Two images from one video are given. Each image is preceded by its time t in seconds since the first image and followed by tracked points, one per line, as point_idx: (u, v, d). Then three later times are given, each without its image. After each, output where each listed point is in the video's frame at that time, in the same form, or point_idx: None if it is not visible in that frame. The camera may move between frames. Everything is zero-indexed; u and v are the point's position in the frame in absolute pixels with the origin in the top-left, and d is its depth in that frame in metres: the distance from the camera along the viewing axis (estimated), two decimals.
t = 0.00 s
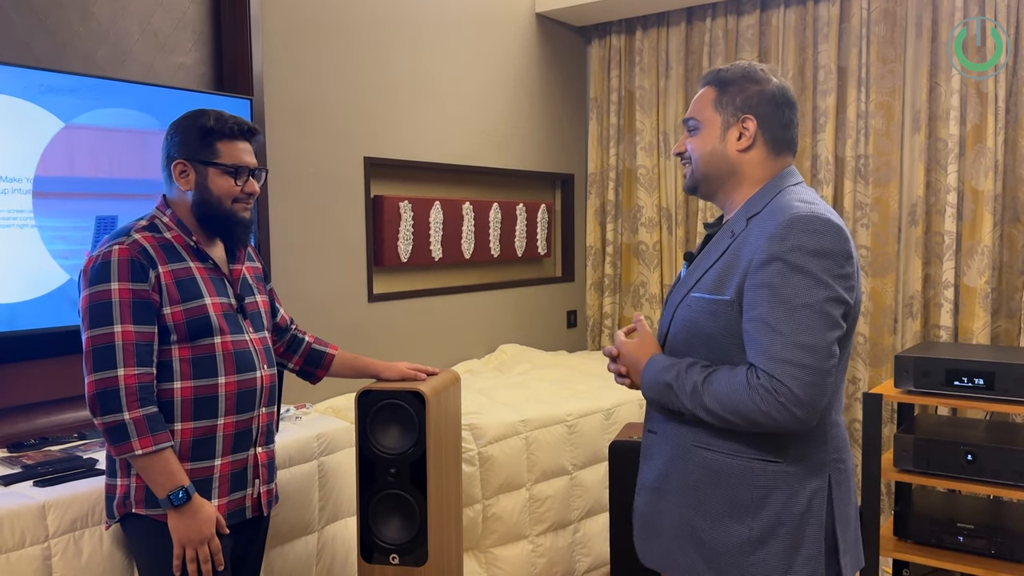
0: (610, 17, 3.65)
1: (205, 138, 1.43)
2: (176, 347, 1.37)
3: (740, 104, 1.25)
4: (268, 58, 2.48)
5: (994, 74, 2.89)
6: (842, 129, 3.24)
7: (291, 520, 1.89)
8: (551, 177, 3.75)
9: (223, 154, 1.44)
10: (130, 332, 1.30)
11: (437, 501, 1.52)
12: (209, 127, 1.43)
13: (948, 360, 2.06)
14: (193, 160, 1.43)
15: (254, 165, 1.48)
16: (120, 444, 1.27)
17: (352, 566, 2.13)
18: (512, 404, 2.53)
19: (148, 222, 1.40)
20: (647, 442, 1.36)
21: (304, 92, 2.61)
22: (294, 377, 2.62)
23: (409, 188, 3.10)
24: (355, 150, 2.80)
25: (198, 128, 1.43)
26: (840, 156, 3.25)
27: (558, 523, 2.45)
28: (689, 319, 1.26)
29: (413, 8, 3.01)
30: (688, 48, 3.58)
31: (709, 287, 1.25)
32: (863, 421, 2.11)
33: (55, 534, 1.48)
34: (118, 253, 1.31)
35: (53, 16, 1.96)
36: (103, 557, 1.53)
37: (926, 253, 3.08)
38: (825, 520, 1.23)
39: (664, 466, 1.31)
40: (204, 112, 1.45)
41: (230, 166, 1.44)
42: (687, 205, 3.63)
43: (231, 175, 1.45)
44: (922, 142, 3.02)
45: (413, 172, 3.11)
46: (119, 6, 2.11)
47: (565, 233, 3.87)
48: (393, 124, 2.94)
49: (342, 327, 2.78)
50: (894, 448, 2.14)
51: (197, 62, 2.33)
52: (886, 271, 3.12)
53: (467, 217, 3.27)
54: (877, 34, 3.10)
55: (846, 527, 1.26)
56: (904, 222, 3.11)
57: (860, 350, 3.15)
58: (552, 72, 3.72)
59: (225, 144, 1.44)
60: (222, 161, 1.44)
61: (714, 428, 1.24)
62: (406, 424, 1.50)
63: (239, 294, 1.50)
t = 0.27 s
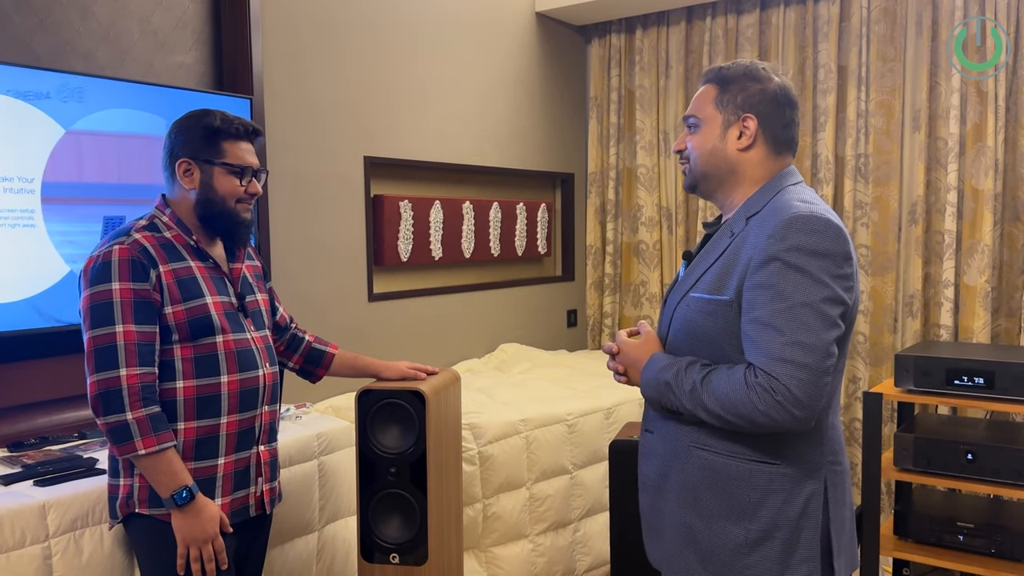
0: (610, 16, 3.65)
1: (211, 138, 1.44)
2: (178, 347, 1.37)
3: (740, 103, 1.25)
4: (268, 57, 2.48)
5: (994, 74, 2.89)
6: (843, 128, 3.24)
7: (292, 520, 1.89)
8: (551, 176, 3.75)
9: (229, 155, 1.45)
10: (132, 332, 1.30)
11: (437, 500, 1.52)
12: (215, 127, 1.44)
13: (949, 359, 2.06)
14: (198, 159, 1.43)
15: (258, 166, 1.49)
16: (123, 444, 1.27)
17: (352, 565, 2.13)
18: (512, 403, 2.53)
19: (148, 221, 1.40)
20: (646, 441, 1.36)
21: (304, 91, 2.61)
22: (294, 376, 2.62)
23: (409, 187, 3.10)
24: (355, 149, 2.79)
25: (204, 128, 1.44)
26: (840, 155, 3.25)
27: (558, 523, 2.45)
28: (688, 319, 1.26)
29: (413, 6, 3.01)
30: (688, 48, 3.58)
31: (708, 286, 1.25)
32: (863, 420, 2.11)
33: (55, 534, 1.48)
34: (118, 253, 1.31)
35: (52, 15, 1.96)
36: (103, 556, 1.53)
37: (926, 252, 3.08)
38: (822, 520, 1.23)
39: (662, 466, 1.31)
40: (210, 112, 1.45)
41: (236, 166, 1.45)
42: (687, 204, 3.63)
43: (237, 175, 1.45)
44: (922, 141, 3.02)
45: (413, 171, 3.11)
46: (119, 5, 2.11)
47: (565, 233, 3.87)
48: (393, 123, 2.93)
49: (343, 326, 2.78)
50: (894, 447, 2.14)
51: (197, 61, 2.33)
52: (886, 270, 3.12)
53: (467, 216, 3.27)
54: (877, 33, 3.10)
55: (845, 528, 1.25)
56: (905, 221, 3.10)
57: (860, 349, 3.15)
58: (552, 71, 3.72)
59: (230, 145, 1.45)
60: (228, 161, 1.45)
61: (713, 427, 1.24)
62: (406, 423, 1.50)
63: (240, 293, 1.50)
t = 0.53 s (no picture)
0: (611, 16, 3.65)
1: (215, 138, 1.44)
2: (182, 346, 1.37)
3: (744, 102, 1.25)
4: (269, 57, 2.49)
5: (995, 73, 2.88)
6: (844, 127, 3.24)
7: (293, 518, 1.89)
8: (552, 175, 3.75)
9: (233, 155, 1.45)
10: (136, 331, 1.30)
11: (439, 499, 1.52)
12: (220, 127, 1.44)
13: (950, 358, 2.06)
14: (203, 159, 1.43)
15: (262, 166, 1.49)
16: (128, 443, 1.28)
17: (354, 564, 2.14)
18: (514, 403, 2.53)
19: (151, 221, 1.40)
20: (644, 441, 1.37)
21: (305, 90, 2.61)
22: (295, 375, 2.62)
23: (410, 187, 3.10)
24: (355, 149, 2.79)
25: (208, 128, 1.44)
26: (841, 154, 3.25)
27: (559, 522, 2.45)
28: (684, 318, 1.27)
29: (413, 5, 3.01)
30: (689, 47, 3.58)
31: (703, 286, 1.25)
32: (864, 419, 2.11)
33: (57, 533, 1.49)
34: (122, 252, 1.32)
35: (54, 15, 1.96)
36: (105, 555, 1.53)
37: (927, 251, 3.08)
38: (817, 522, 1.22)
39: (659, 466, 1.31)
40: (215, 113, 1.45)
41: (240, 167, 1.45)
42: (688, 203, 3.63)
43: (240, 175, 1.46)
44: (923, 140, 3.02)
45: (414, 171, 3.11)
46: (120, 5, 2.11)
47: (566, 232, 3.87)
48: (394, 123, 2.94)
49: (344, 326, 2.78)
50: (895, 446, 2.14)
51: (198, 61, 2.33)
52: (887, 269, 3.12)
53: (468, 216, 3.27)
54: (878, 32, 3.10)
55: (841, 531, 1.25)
56: (906, 220, 3.10)
57: (861, 349, 3.15)
58: (553, 70, 3.72)
59: (234, 146, 1.45)
60: (232, 161, 1.45)
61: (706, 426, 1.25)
62: (407, 423, 1.50)
63: (243, 292, 1.50)
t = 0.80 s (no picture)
0: (612, 14, 3.65)
1: (218, 137, 1.44)
2: (187, 344, 1.38)
3: (745, 103, 1.25)
4: (270, 56, 2.48)
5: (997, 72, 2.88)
6: (846, 126, 3.24)
7: (296, 517, 1.90)
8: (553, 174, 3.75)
9: (235, 154, 1.45)
10: (141, 330, 1.30)
11: (441, 498, 1.52)
12: (223, 126, 1.45)
13: (952, 356, 2.05)
14: (206, 158, 1.44)
15: (264, 165, 1.50)
16: (132, 441, 1.28)
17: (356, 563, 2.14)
18: (516, 402, 2.53)
19: (155, 220, 1.41)
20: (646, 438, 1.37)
21: (307, 89, 2.61)
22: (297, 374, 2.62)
23: (412, 186, 3.10)
24: (357, 148, 2.79)
25: (211, 127, 1.44)
26: (843, 153, 3.25)
27: (561, 520, 2.45)
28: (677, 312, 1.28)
29: (415, 4, 3.00)
30: (691, 46, 3.58)
31: (696, 280, 1.26)
32: (866, 418, 2.11)
33: (60, 532, 1.49)
34: (126, 251, 1.32)
35: (56, 14, 1.96)
36: (107, 553, 1.54)
37: (928, 250, 3.08)
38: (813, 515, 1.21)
39: (660, 462, 1.31)
40: (217, 112, 1.46)
41: (243, 166, 1.45)
42: (690, 202, 3.63)
43: (243, 174, 1.46)
44: (925, 139, 3.02)
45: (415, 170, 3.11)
46: (122, 4, 2.11)
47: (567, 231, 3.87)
48: (395, 122, 2.94)
49: (345, 325, 2.78)
50: (897, 445, 2.14)
51: (200, 60, 2.33)
52: (889, 268, 3.12)
53: (470, 214, 3.27)
54: (880, 30, 3.10)
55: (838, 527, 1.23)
56: (908, 219, 3.10)
57: (862, 347, 3.15)
58: (555, 69, 3.72)
59: (236, 144, 1.46)
60: (235, 160, 1.45)
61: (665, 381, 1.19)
62: (410, 421, 1.50)
63: (247, 290, 1.50)
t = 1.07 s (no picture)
0: (613, 13, 3.64)
1: (219, 136, 1.45)
2: (189, 343, 1.38)
3: (739, 103, 1.25)
4: (272, 55, 2.49)
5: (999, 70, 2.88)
6: (847, 125, 3.23)
7: (298, 515, 1.90)
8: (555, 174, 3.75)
9: (236, 152, 1.46)
10: (143, 328, 1.30)
11: (443, 496, 1.52)
12: (224, 125, 1.45)
13: (954, 355, 2.05)
14: (206, 157, 1.44)
15: (265, 164, 1.50)
16: (135, 440, 1.28)
17: (358, 561, 2.14)
18: (517, 400, 2.53)
19: (158, 219, 1.41)
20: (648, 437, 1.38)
21: (308, 88, 2.61)
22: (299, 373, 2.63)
23: (413, 185, 3.10)
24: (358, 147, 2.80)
25: (212, 127, 1.45)
26: (845, 152, 3.24)
27: (563, 519, 2.46)
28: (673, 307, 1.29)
29: (416, 3, 3.01)
30: (692, 44, 3.58)
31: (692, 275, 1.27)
32: (868, 417, 2.11)
33: (63, 530, 1.49)
34: (129, 250, 1.32)
35: (58, 14, 1.97)
36: (110, 551, 1.54)
37: (930, 249, 3.08)
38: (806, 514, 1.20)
39: (660, 460, 1.32)
40: (219, 111, 1.46)
41: (243, 165, 1.46)
42: (692, 201, 3.63)
43: (244, 173, 1.46)
44: (926, 138, 3.01)
45: (417, 169, 3.11)
46: (124, 3, 2.11)
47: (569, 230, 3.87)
48: (397, 121, 2.94)
49: (347, 324, 2.79)
50: (899, 444, 2.14)
51: (202, 59, 2.33)
52: (891, 267, 3.12)
53: (471, 213, 3.27)
54: (882, 29, 3.10)
55: (834, 528, 1.21)
56: (909, 218, 3.10)
57: (864, 347, 3.15)
58: (556, 68, 3.72)
59: (237, 143, 1.46)
60: (237, 160, 1.46)
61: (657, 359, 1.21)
62: (411, 420, 1.51)
63: (249, 289, 1.51)
